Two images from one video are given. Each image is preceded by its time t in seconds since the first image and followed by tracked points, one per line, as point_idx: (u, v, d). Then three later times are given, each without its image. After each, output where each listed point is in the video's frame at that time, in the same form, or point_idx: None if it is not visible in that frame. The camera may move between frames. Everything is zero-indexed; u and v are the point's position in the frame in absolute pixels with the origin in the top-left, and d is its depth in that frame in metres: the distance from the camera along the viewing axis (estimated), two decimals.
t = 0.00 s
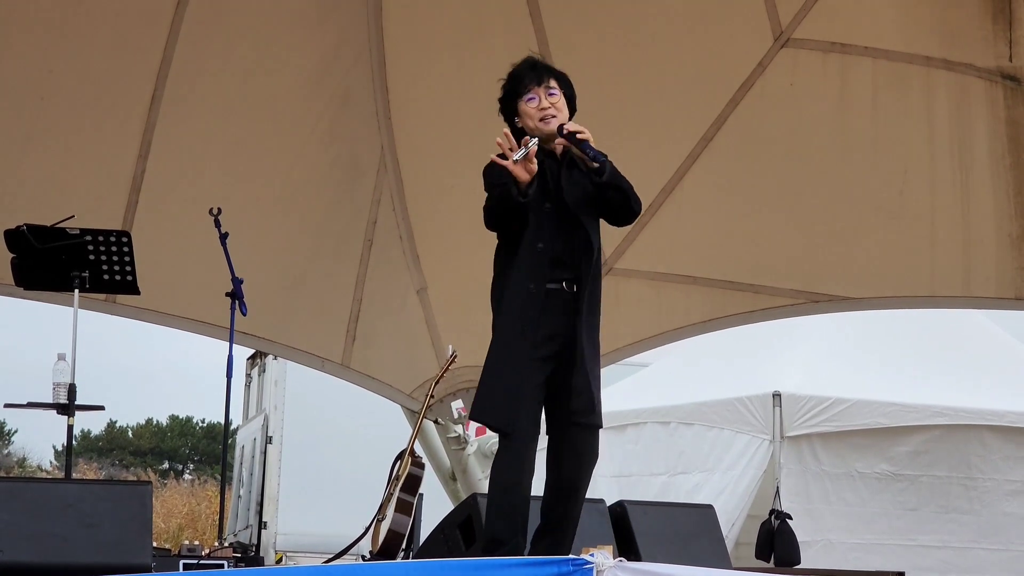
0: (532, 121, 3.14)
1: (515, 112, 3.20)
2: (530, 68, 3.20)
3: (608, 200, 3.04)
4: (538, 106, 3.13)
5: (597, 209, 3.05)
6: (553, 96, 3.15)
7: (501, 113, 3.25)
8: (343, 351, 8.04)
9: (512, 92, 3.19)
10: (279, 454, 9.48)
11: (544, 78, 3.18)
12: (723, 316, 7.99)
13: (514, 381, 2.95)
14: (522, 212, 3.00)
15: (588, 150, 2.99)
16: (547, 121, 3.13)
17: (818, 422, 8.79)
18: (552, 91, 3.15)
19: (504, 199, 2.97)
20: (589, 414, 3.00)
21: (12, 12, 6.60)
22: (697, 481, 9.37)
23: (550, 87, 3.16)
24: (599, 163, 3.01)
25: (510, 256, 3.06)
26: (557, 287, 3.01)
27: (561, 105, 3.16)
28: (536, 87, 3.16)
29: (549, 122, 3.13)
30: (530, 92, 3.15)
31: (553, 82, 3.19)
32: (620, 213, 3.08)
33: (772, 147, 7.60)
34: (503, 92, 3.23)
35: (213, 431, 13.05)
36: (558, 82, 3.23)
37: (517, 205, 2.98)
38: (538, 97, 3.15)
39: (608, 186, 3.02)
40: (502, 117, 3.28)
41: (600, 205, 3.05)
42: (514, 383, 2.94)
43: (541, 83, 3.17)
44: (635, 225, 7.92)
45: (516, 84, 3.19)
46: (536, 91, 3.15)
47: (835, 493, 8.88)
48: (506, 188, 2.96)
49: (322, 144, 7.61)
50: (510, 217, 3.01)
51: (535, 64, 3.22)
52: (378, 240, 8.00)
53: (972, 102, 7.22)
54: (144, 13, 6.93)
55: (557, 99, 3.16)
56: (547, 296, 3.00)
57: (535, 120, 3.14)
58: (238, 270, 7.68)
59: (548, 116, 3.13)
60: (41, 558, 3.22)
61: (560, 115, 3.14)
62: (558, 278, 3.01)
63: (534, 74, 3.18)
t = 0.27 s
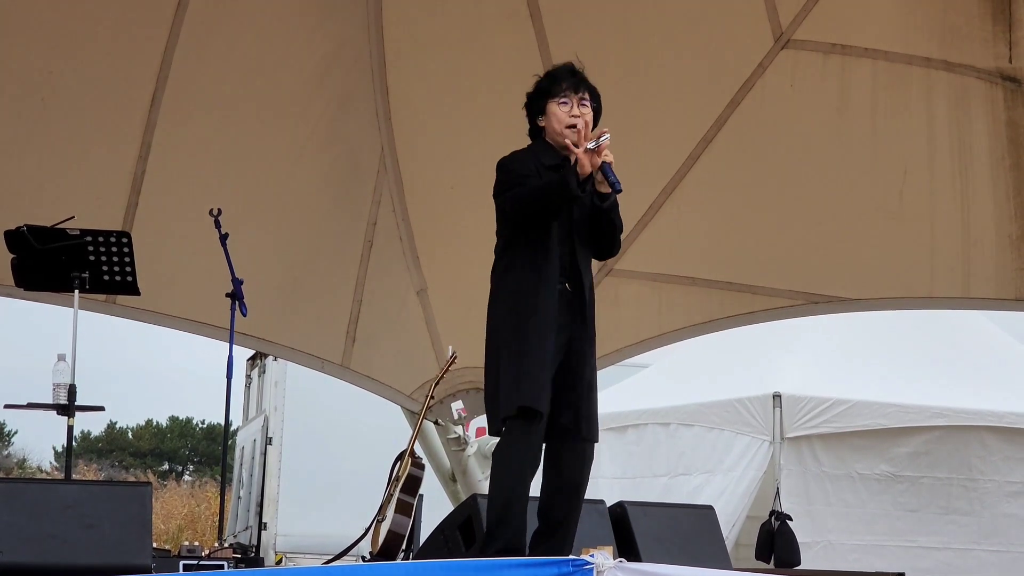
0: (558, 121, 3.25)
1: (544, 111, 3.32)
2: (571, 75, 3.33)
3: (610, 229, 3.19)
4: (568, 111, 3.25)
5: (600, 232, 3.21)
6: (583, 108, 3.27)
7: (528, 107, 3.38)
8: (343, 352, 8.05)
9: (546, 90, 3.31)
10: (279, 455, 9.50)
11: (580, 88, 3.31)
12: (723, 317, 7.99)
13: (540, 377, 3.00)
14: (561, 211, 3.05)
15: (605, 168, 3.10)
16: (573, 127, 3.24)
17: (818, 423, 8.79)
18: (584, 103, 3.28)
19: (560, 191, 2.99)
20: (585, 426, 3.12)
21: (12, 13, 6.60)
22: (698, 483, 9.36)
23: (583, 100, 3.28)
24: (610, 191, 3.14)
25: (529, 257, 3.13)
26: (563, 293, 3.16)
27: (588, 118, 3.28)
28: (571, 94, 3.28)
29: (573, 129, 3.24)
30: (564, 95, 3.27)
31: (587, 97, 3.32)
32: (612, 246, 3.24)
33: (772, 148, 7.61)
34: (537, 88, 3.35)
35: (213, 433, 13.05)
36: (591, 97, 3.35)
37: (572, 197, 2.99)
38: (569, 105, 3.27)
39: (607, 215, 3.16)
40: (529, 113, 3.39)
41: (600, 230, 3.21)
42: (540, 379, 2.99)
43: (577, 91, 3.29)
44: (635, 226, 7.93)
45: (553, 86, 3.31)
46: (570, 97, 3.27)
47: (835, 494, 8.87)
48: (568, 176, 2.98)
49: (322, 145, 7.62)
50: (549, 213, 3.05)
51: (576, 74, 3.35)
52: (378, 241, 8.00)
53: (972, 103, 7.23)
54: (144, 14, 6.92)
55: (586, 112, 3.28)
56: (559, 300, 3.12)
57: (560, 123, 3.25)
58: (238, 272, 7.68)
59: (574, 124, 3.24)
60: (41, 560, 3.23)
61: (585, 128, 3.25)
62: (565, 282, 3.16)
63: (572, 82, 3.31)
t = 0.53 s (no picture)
0: (567, 125, 3.31)
1: (552, 113, 3.39)
2: (583, 80, 3.38)
3: (606, 236, 3.29)
4: (577, 115, 3.31)
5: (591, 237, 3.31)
6: (592, 113, 3.33)
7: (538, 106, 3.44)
8: (343, 352, 8.06)
9: (557, 93, 3.36)
10: (280, 455, 9.50)
11: (591, 94, 3.36)
12: (724, 317, 7.99)
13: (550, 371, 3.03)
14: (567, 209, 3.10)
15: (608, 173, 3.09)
16: (581, 132, 3.30)
17: (819, 423, 8.79)
18: (593, 109, 3.33)
19: (567, 185, 3.03)
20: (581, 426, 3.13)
21: (12, 13, 6.59)
22: (701, 484, 9.34)
23: (592, 105, 3.34)
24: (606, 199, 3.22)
25: (536, 253, 3.18)
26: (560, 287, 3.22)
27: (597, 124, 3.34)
28: (582, 98, 3.33)
29: (581, 134, 3.31)
30: (574, 99, 3.32)
31: (597, 103, 3.37)
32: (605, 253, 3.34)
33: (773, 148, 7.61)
34: (548, 90, 3.42)
35: (213, 433, 13.05)
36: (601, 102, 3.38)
37: (581, 193, 3.03)
38: (579, 108, 3.32)
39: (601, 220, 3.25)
40: (538, 113, 3.46)
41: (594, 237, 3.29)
42: (549, 372, 3.03)
43: (587, 96, 3.34)
44: (636, 226, 7.94)
45: (564, 89, 3.36)
46: (580, 102, 3.32)
47: (836, 495, 8.86)
48: (577, 174, 3.02)
49: (322, 146, 7.62)
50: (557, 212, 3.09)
51: (588, 79, 3.40)
52: (379, 241, 8.01)
53: (972, 103, 7.24)
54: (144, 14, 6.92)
55: (594, 117, 3.33)
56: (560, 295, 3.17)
57: (568, 127, 3.32)
58: (239, 272, 7.68)
59: (582, 129, 3.31)
60: (42, 560, 3.25)
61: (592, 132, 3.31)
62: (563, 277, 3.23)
63: (583, 86, 3.36)
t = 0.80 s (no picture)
0: (569, 119, 3.35)
1: (551, 108, 3.40)
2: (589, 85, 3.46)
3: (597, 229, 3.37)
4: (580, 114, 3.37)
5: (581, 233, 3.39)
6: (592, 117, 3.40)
7: (536, 102, 3.44)
8: (345, 353, 8.09)
9: (561, 91, 3.41)
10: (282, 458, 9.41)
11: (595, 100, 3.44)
12: (725, 319, 8.01)
13: (548, 373, 3.09)
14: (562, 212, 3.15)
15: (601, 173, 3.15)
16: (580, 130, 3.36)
17: (821, 425, 8.78)
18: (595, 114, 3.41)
19: (559, 190, 3.08)
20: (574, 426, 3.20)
21: (13, 15, 6.57)
22: (704, 486, 9.33)
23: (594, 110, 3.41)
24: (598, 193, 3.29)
25: (527, 251, 3.22)
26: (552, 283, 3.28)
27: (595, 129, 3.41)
28: (586, 101, 3.40)
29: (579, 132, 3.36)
30: (580, 100, 3.39)
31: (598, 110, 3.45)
32: (595, 251, 3.42)
33: (774, 150, 7.60)
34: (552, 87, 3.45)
35: (215, 434, 13.03)
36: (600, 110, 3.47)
37: (572, 195, 3.08)
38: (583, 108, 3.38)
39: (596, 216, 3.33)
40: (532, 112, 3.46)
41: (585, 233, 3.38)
42: (547, 375, 3.09)
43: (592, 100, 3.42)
44: (637, 228, 7.96)
45: (570, 88, 3.42)
46: (585, 103, 3.39)
47: (839, 497, 8.86)
48: (568, 177, 3.07)
49: (323, 147, 7.63)
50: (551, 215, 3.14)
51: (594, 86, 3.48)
52: (380, 243, 8.03)
53: (974, 104, 7.27)
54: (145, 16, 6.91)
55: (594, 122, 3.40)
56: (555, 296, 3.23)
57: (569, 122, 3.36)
58: (240, 273, 7.70)
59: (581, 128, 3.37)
60: (47, 561, 3.27)
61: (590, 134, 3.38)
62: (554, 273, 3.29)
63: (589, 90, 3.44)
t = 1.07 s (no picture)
0: (540, 115, 3.37)
1: (523, 107, 3.45)
2: (562, 83, 3.49)
3: (564, 223, 3.41)
4: (552, 109, 3.39)
5: (552, 228, 3.42)
6: (566, 114, 3.41)
7: (511, 100, 3.49)
8: (347, 355, 8.03)
9: (535, 89, 3.46)
10: (282, 461, 9.46)
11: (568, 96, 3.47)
12: (727, 321, 7.98)
13: (537, 386, 3.15)
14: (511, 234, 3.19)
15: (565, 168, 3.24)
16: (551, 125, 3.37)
17: (822, 428, 8.80)
18: (568, 109, 3.42)
19: (501, 223, 3.15)
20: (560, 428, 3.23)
21: (17, 17, 6.60)
22: (705, 489, 9.32)
23: (567, 106, 3.42)
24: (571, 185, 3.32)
25: (491, 259, 3.27)
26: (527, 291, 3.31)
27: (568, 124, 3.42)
28: (559, 98, 3.43)
29: (550, 127, 3.36)
30: (552, 97, 3.42)
31: (573, 108, 3.46)
32: (567, 245, 3.45)
33: (775, 152, 7.59)
34: (525, 87, 3.49)
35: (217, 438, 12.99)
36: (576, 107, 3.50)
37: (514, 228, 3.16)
38: (555, 105, 3.40)
39: (566, 209, 3.41)
40: (507, 111, 3.52)
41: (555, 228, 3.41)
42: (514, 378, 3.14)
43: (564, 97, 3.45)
44: (640, 229, 7.95)
45: (543, 88, 3.46)
46: (558, 100, 3.42)
47: (841, 501, 8.86)
48: (507, 211, 3.15)
49: (325, 150, 7.64)
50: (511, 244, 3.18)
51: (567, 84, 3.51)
52: (381, 246, 8.01)
53: (975, 107, 7.34)
54: (148, 19, 6.94)
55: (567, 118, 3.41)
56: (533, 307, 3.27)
57: (541, 118, 3.37)
58: (241, 276, 7.67)
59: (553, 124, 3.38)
60: (48, 563, 3.30)
61: (562, 130, 3.37)
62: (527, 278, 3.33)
63: (562, 88, 3.47)
